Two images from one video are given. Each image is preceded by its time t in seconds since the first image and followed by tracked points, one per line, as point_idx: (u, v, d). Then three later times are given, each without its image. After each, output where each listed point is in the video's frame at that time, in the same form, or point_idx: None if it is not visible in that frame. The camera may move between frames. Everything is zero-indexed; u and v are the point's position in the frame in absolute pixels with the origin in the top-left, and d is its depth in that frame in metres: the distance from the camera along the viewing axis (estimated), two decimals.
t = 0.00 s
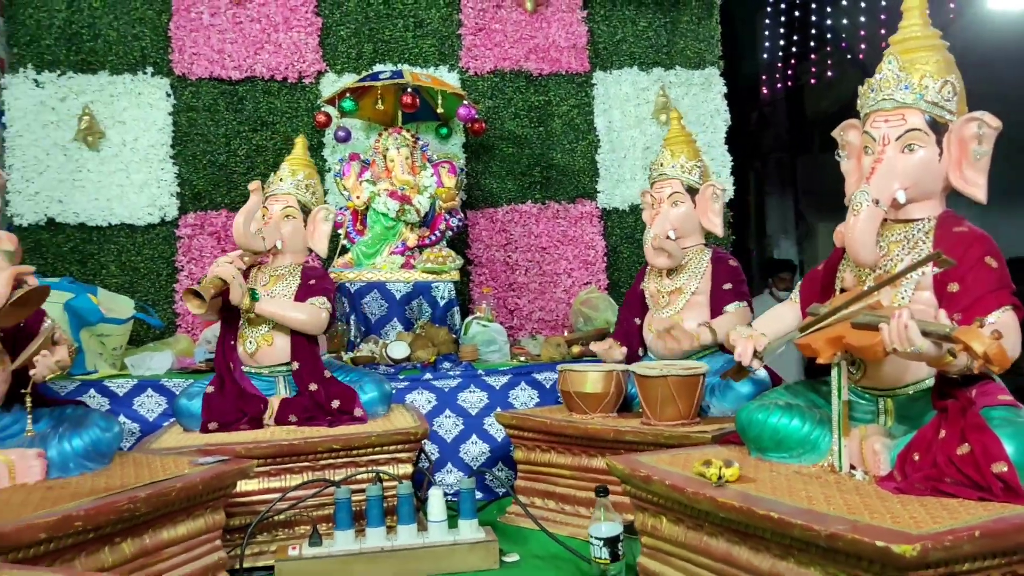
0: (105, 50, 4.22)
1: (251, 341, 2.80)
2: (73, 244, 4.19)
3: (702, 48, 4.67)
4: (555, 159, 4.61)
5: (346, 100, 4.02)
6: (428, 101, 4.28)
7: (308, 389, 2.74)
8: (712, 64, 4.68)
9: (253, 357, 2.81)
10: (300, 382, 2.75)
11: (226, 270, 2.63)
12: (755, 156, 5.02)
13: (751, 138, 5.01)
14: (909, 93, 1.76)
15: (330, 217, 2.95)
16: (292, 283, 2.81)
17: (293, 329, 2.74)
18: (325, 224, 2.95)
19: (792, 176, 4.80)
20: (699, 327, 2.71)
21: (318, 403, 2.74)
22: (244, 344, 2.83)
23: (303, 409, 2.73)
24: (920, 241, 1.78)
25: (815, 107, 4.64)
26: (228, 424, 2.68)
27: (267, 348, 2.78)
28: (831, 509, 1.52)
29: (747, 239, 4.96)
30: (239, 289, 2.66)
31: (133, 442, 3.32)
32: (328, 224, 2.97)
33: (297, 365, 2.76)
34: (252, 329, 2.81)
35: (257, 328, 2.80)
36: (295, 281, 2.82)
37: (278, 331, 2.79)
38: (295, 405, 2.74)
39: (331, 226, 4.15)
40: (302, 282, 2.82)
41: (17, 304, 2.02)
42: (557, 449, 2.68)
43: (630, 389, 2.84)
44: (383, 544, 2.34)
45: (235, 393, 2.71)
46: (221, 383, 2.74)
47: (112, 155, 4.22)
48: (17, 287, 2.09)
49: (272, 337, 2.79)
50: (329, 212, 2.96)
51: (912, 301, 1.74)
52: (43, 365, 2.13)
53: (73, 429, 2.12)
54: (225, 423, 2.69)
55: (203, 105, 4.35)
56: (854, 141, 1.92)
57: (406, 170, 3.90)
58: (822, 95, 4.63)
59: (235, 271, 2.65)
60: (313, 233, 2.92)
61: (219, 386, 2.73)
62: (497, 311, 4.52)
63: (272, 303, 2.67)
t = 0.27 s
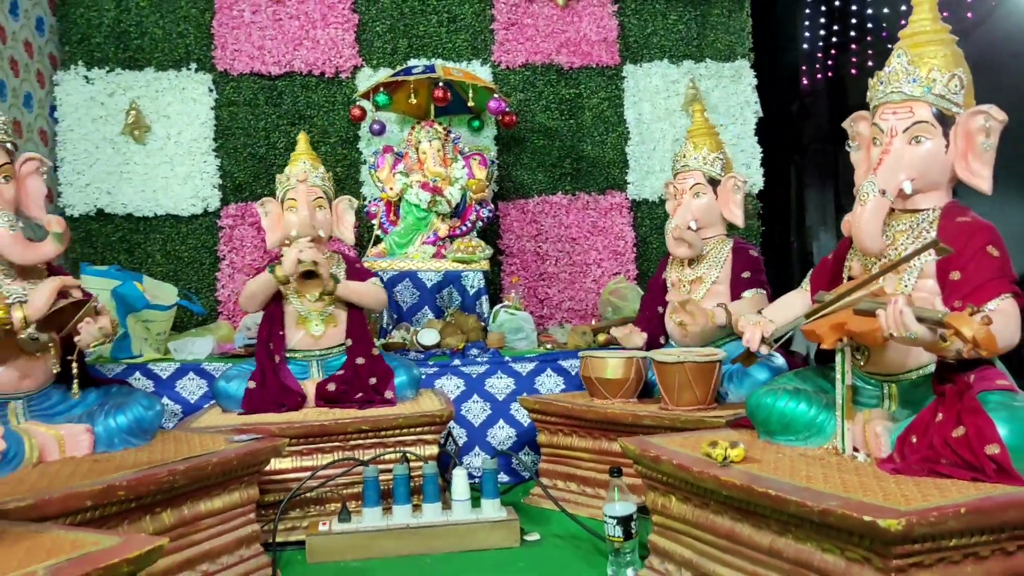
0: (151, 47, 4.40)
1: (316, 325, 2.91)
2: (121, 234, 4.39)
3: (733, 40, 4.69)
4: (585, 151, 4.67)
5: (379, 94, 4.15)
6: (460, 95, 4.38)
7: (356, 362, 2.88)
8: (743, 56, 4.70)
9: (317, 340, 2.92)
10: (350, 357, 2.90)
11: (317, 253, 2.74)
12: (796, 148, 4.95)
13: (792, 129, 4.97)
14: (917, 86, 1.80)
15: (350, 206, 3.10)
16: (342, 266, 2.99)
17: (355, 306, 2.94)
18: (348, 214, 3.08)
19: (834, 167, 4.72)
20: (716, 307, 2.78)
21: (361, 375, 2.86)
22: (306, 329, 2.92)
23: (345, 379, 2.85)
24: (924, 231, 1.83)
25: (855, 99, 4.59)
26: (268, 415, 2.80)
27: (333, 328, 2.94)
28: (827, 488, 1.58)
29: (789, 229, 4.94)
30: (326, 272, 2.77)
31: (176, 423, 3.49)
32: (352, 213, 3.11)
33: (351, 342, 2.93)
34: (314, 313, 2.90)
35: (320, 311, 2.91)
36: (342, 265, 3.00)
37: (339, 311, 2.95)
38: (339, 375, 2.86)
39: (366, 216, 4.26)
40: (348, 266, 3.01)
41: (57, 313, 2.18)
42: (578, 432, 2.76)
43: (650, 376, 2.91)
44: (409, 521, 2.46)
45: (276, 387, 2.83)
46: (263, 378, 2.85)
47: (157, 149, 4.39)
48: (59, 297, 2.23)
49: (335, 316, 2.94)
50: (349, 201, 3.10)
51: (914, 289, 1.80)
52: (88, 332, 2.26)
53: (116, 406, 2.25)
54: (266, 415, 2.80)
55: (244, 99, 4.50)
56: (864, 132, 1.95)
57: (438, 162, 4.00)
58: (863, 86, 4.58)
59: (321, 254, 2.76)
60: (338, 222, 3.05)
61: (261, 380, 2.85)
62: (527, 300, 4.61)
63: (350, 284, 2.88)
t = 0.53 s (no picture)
0: (178, 36, 4.50)
1: (348, 308, 3.02)
2: (148, 219, 4.51)
3: (750, 30, 4.72)
4: (602, 139, 4.73)
5: (400, 83, 4.24)
6: (479, 84, 4.44)
7: (380, 340, 3.01)
8: (760, 45, 4.73)
9: (346, 322, 3.02)
10: (373, 335, 3.03)
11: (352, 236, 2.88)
12: (816, 137, 4.98)
13: (812, 118, 4.97)
14: (915, 81, 1.85)
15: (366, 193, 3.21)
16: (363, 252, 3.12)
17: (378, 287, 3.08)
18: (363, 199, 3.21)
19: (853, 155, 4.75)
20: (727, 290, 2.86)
21: (384, 351, 2.99)
22: (336, 311, 3.01)
23: (369, 354, 2.98)
24: (922, 220, 1.89)
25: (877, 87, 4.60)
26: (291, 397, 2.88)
27: (361, 310, 3.05)
28: (822, 467, 1.65)
29: (809, 217, 5.00)
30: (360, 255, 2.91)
31: (201, 402, 3.61)
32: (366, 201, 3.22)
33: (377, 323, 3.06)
34: (345, 296, 3.02)
35: (350, 294, 3.03)
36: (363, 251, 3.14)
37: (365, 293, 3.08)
38: (363, 351, 2.98)
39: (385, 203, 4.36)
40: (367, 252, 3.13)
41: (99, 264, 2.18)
42: (589, 415, 2.85)
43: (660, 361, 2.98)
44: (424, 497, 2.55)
45: (298, 371, 2.92)
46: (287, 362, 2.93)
47: (184, 135, 4.50)
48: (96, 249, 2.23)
49: (362, 299, 3.06)
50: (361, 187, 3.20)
51: (913, 276, 1.86)
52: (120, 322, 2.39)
53: (144, 385, 2.35)
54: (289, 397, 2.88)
55: (268, 87, 4.60)
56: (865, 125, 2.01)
57: (457, 150, 4.07)
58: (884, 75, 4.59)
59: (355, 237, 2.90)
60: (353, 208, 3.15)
61: (286, 363, 2.93)
62: (544, 286, 4.69)
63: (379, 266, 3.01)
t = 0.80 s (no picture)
0: (182, 29, 4.53)
1: (319, 299, 3.02)
2: (153, 210, 4.55)
3: (750, 22, 4.74)
4: (602, 131, 4.76)
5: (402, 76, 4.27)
6: (480, 77, 4.47)
7: (368, 341, 3.00)
8: (760, 38, 4.75)
9: (320, 313, 3.03)
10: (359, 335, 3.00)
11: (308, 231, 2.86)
12: (818, 130, 5.04)
13: (813, 112, 5.03)
14: (908, 74, 1.89)
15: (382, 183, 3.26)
16: (354, 244, 3.09)
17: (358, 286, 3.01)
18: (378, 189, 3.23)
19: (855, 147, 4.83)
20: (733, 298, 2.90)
21: (375, 354, 2.99)
22: (311, 302, 3.04)
23: (359, 360, 2.98)
24: (915, 210, 1.93)
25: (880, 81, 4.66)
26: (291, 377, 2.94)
27: (335, 304, 3.02)
28: (815, 451, 1.69)
29: (810, 209, 5.05)
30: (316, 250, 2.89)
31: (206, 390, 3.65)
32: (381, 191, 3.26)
33: (358, 319, 3.02)
34: (319, 288, 3.02)
35: (325, 286, 3.02)
36: (356, 243, 3.10)
37: (344, 288, 3.04)
38: (353, 355, 2.98)
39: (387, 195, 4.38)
40: (363, 244, 3.11)
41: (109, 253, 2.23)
42: (588, 402, 2.89)
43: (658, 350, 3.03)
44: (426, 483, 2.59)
45: (298, 351, 2.98)
46: (286, 342, 3.01)
47: (187, 127, 4.54)
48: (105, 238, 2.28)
49: (339, 294, 3.03)
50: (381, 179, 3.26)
51: (905, 266, 1.91)
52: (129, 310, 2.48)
53: (152, 371, 2.40)
54: (288, 377, 2.94)
55: (271, 80, 4.63)
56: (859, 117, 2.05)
57: (457, 141, 4.10)
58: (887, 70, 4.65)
59: (313, 232, 2.88)
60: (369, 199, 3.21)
61: (286, 344, 3.00)
62: (544, 277, 4.73)
63: (344, 262, 2.95)
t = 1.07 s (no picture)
0: (182, 36, 4.56)
1: (328, 301, 3.05)
2: (156, 215, 4.58)
3: (745, 23, 4.78)
4: (600, 132, 4.80)
5: (401, 80, 4.31)
6: (478, 80, 4.51)
7: (372, 340, 3.04)
8: (755, 39, 4.80)
9: (329, 315, 3.06)
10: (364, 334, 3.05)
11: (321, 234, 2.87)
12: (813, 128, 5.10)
13: (809, 112, 5.09)
14: (901, 72, 1.93)
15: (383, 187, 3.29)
16: (360, 246, 3.12)
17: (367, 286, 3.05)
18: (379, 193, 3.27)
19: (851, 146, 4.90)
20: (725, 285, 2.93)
21: (379, 353, 3.03)
22: (320, 303, 3.07)
23: (364, 359, 3.02)
24: (910, 206, 1.97)
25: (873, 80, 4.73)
26: (297, 377, 2.98)
27: (343, 305, 3.05)
28: (818, 443, 1.73)
29: (807, 207, 5.10)
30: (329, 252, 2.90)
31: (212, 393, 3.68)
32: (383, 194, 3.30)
33: (365, 320, 3.06)
34: (328, 290, 3.05)
35: (332, 288, 3.05)
36: (362, 245, 3.13)
37: (352, 290, 3.07)
38: (358, 354, 3.03)
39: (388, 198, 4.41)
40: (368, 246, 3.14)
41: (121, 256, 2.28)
42: (591, 400, 2.93)
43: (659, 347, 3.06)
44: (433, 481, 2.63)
45: (303, 351, 3.01)
46: (291, 342, 3.04)
47: (189, 133, 4.57)
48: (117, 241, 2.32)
49: (347, 295, 3.06)
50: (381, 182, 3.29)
51: (902, 262, 1.95)
52: (139, 300, 2.53)
53: (163, 372, 2.43)
54: (294, 376, 2.99)
55: (271, 85, 4.66)
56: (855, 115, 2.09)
57: (457, 144, 4.13)
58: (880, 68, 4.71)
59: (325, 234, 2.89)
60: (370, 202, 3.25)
61: (291, 346, 3.03)
62: (544, 278, 4.77)
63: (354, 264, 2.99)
